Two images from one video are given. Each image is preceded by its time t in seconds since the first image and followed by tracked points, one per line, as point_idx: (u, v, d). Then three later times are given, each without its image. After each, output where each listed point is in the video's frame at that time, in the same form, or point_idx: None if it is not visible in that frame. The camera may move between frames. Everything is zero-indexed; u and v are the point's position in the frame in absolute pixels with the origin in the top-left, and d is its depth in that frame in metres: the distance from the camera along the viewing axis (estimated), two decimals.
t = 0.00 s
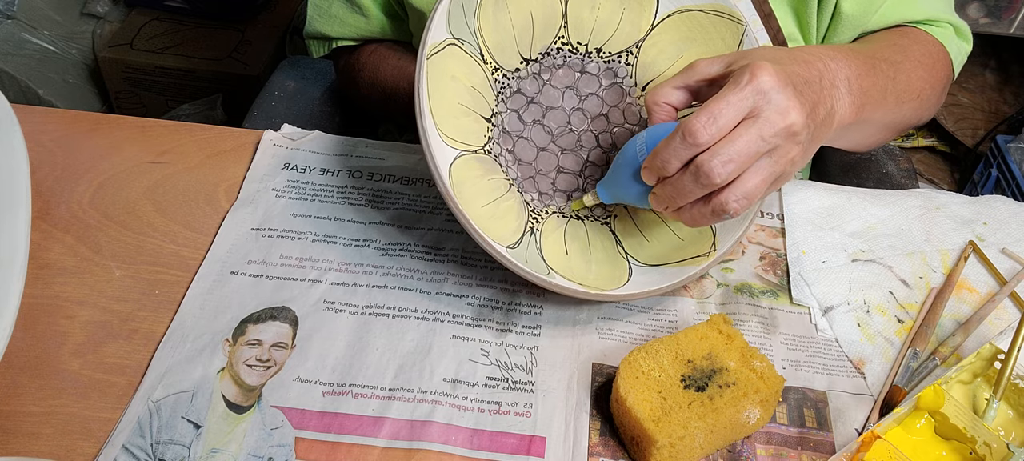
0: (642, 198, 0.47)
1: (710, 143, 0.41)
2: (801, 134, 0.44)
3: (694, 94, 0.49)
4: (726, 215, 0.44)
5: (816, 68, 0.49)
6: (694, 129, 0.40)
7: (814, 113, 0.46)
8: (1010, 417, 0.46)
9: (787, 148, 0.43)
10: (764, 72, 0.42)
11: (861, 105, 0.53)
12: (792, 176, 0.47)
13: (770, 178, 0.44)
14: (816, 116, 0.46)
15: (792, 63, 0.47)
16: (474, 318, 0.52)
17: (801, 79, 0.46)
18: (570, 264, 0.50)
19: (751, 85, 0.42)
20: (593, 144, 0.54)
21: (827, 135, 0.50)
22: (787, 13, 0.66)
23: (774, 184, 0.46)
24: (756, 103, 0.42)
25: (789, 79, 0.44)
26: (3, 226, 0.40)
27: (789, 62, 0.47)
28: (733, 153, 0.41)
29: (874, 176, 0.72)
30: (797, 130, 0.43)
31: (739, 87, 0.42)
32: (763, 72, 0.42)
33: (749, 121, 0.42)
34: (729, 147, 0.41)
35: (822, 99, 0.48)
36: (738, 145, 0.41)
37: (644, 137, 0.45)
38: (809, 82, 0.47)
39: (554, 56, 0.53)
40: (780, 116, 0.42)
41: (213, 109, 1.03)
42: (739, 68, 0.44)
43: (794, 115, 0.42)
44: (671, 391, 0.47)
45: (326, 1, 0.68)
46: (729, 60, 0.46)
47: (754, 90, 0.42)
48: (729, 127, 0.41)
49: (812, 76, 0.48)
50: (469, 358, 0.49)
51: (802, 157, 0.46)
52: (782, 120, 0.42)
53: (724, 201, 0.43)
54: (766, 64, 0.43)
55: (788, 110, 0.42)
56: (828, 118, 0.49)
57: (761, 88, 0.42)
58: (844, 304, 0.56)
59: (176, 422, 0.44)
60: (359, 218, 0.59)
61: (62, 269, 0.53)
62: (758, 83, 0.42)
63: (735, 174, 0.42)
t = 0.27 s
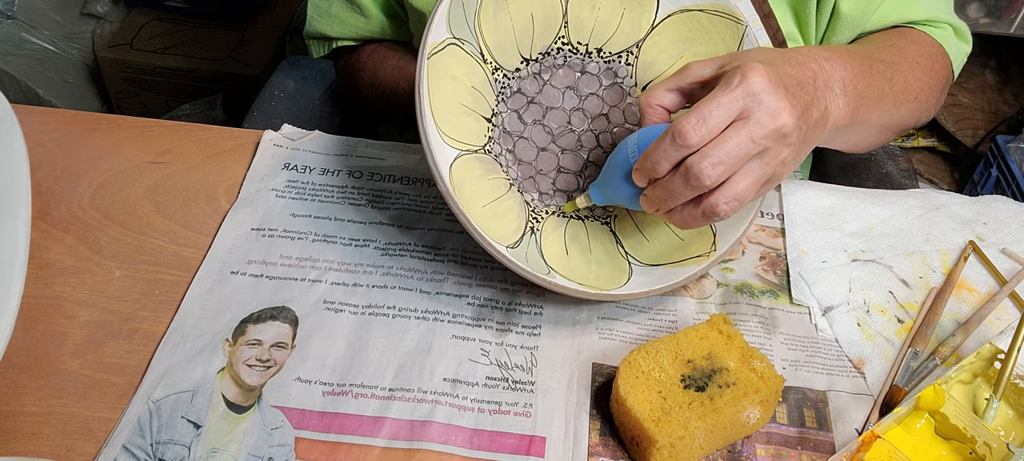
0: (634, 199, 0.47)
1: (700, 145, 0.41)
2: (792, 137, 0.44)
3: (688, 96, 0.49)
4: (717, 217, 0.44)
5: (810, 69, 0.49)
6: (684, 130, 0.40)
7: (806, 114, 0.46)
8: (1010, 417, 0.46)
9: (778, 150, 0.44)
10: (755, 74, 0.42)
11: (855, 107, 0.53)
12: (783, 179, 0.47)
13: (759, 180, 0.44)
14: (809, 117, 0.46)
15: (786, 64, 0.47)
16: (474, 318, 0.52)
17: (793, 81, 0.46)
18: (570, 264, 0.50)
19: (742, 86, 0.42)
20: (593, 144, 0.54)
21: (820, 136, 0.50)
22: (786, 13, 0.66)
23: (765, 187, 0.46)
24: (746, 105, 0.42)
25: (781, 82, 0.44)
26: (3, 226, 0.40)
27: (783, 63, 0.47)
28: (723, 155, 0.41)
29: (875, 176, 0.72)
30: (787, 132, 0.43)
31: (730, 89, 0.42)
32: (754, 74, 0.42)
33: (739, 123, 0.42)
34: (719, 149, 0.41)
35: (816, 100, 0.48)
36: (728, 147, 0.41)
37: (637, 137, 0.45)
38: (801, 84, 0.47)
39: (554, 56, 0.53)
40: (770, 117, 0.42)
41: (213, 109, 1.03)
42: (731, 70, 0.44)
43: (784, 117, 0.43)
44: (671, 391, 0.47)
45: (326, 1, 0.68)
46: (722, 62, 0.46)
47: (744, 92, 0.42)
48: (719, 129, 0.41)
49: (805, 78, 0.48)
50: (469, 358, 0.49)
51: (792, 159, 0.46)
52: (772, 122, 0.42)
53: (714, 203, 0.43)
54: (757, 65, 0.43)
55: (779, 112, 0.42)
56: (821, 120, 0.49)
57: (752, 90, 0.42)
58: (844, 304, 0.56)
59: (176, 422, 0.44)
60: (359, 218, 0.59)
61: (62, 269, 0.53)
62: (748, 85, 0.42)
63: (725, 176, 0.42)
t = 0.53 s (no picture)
0: (631, 202, 0.47)
1: (696, 147, 0.41)
2: (789, 138, 0.44)
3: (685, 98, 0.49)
4: (714, 219, 0.44)
5: (808, 71, 0.49)
6: (680, 133, 0.40)
7: (802, 115, 0.46)
8: (1011, 417, 0.46)
9: (774, 152, 0.44)
10: (751, 76, 0.42)
11: (853, 109, 0.53)
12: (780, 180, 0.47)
13: (756, 181, 0.44)
14: (807, 118, 0.46)
15: (783, 65, 0.47)
16: (474, 318, 0.52)
17: (790, 82, 0.46)
18: (570, 265, 0.50)
19: (737, 88, 0.42)
20: (593, 144, 0.54)
21: (818, 138, 0.50)
22: (784, 13, 0.66)
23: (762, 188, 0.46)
24: (742, 106, 0.42)
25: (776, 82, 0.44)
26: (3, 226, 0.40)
27: (780, 64, 0.47)
28: (719, 157, 0.41)
29: (875, 176, 0.72)
30: (783, 134, 0.43)
31: (726, 91, 0.42)
32: (750, 76, 0.42)
33: (735, 125, 0.42)
34: (716, 152, 0.41)
35: (813, 101, 0.48)
36: (724, 149, 0.41)
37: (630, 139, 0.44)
38: (797, 84, 0.47)
39: (554, 56, 0.53)
40: (766, 120, 0.42)
41: (213, 109, 1.03)
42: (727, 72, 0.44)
43: (780, 119, 0.43)
44: (671, 391, 0.47)
45: (326, 1, 0.68)
46: (718, 63, 0.46)
47: (740, 94, 0.42)
48: (715, 131, 0.41)
49: (803, 79, 0.48)
50: (469, 358, 0.49)
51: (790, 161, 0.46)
52: (768, 124, 0.42)
53: (711, 206, 0.43)
54: (753, 67, 0.43)
55: (775, 114, 0.42)
56: (819, 121, 0.49)
57: (747, 92, 0.42)
58: (844, 304, 0.56)
59: (176, 422, 0.44)
60: (359, 218, 0.59)
61: (62, 269, 0.53)
62: (744, 87, 0.42)
63: (721, 179, 0.42)
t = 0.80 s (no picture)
0: (626, 195, 0.48)
1: (694, 141, 0.41)
2: (786, 134, 0.44)
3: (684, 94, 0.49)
4: (710, 214, 0.44)
5: (807, 68, 0.49)
6: (679, 125, 0.40)
7: (800, 112, 0.46)
8: (1011, 417, 0.46)
9: (772, 147, 0.44)
10: (749, 71, 0.42)
11: (851, 108, 0.53)
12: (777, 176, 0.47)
13: (753, 177, 0.44)
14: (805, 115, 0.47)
15: (782, 62, 0.48)
16: (474, 318, 0.52)
17: (788, 78, 0.46)
18: (571, 264, 0.50)
19: (735, 83, 0.42)
20: (593, 144, 0.54)
21: (815, 135, 0.50)
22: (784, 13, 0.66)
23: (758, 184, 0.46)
24: (740, 101, 0.42)
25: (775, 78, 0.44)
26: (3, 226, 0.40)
27: (779, 61, 0.47)
28: (717, 151, 0.41)
29: (874, 176, 0.72)
30: (781, 129, 0.43)
31: (725, 85, 0.42)
32: (748, 71, 0.42)
33: (734, 119, 0.42)
34: (714, 146, 0.41)
35: (811, 98, 0.48)
36: (722, 143, 0.41)
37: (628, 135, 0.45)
38: (796, 81, 0.47)
39: (554, 57, 0.53)
40: (764, 114, 0.42)
41: (213, 109, 1.03)
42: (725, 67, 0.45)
43: (778, 114, 0.43)
44: (671, 391, 0.47)
45: (326, 1, 0.68)
46: (716, 60, 0.46)
47: (739, 88, 0.42)
48: (714, 125, 0.41)
49: (801, 76, 0.48)
50: (469, 358, 0.49)
51: (787, 156, 0.46)
52: (766, 119, 0.42)
53: (708, 200, 0.43)
54: (751, 62, 0.43)
55: (772, 109, 0.43)
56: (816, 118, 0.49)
57: (746, 86, 0.42)
58: (844, 304, 0.56)
59: (176, 422, 0.44)
60: (359, 218, 0.59)
61: (62, 269, 0.53)
62: (742, 81, 0.42)
63: (719, 173, 0.42)
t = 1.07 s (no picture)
0: (629, 197, 0.48)
1: (692, 141, 0.41)
2: (786, 133, 0.43)
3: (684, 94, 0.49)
4: (711, 213, 0.44)
5: (808, 66, 0.49)
6: (676, 127, 0.40)
7: (800, 111, 0.45)
8: (1010, 417, 0.46)
9: (772, 146, 0.43)
10: (748, 71, 0.42)
11: (855, 106, 0.53)
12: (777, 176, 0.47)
13: (753, 176, 0.44)
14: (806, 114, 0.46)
15: (782, 60, 0.47)
16: (474, 318, 0.52)
17: (789, 77, 0.46)
18: (573, 264, 0.50)
19: (733, 84, 0.42)
20: (592, 146, 0.54)
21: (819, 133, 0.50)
22: (785, 12, 0.66)
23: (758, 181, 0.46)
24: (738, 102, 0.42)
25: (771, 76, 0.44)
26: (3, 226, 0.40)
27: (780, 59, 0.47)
28: (716, 151, 0.41)
29: (874, 176, 0.72)
30: (780, 128, 0.43)
31: (721, 85, 0.42)
32: (746, 70, 0.42)
33: (732, 119, 0.41)
34: (712, 146, 0.41)
35: (813, 96, 0.47)
36: (720, 144, 0.41)
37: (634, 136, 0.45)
38: (796, 80, 0.47)
39: (550, 60, 0.53)
40: (763, 114, 0.42)
41: (213, 109, 1.03)
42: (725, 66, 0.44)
43: (777, 113, 0.42)
44: (671, 391, 0.46)
45: (326, 1, 0.68)
46: (717, 60, 0.46)
47: (736, 88, 0.42)
48: (712, 124, 0.41)
49: (803, 74, 0.48)
50: (469, 358, 0.49)
51: (787, 156, 0.46)
52: (765, 118, 0.42)
53: (707, 200, 0.43)
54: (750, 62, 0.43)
55: (771, 108, 0.42)
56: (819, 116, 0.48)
57: (743, 86, 0.42)
58: (844, 304, 0.56)
59: (176, 422, 0.44)
60: (359, 218, 0.59)
61: (62, 269, 0.53)
62: (740, 81, 0.42)
63: (718, 173, 0.42)
